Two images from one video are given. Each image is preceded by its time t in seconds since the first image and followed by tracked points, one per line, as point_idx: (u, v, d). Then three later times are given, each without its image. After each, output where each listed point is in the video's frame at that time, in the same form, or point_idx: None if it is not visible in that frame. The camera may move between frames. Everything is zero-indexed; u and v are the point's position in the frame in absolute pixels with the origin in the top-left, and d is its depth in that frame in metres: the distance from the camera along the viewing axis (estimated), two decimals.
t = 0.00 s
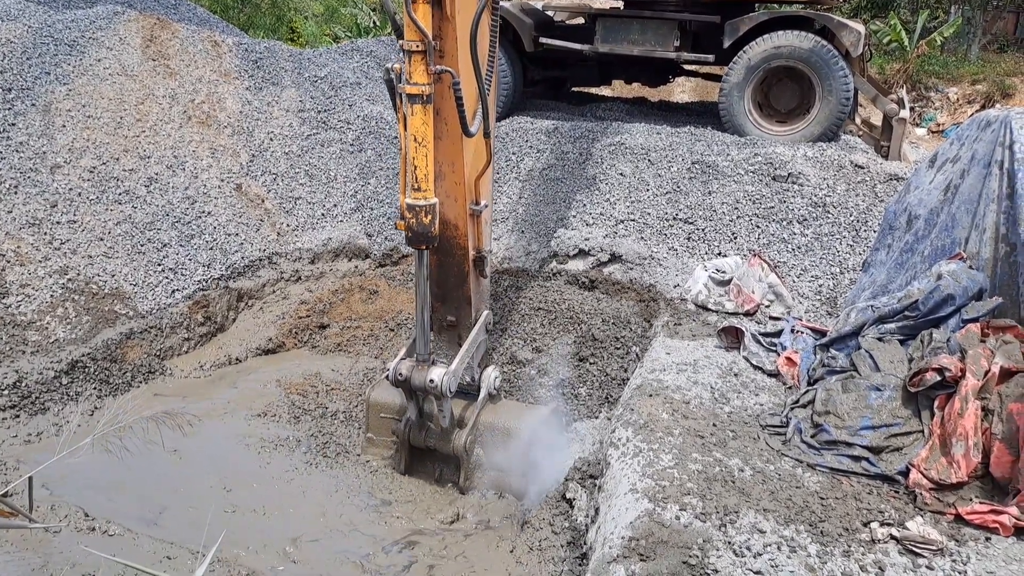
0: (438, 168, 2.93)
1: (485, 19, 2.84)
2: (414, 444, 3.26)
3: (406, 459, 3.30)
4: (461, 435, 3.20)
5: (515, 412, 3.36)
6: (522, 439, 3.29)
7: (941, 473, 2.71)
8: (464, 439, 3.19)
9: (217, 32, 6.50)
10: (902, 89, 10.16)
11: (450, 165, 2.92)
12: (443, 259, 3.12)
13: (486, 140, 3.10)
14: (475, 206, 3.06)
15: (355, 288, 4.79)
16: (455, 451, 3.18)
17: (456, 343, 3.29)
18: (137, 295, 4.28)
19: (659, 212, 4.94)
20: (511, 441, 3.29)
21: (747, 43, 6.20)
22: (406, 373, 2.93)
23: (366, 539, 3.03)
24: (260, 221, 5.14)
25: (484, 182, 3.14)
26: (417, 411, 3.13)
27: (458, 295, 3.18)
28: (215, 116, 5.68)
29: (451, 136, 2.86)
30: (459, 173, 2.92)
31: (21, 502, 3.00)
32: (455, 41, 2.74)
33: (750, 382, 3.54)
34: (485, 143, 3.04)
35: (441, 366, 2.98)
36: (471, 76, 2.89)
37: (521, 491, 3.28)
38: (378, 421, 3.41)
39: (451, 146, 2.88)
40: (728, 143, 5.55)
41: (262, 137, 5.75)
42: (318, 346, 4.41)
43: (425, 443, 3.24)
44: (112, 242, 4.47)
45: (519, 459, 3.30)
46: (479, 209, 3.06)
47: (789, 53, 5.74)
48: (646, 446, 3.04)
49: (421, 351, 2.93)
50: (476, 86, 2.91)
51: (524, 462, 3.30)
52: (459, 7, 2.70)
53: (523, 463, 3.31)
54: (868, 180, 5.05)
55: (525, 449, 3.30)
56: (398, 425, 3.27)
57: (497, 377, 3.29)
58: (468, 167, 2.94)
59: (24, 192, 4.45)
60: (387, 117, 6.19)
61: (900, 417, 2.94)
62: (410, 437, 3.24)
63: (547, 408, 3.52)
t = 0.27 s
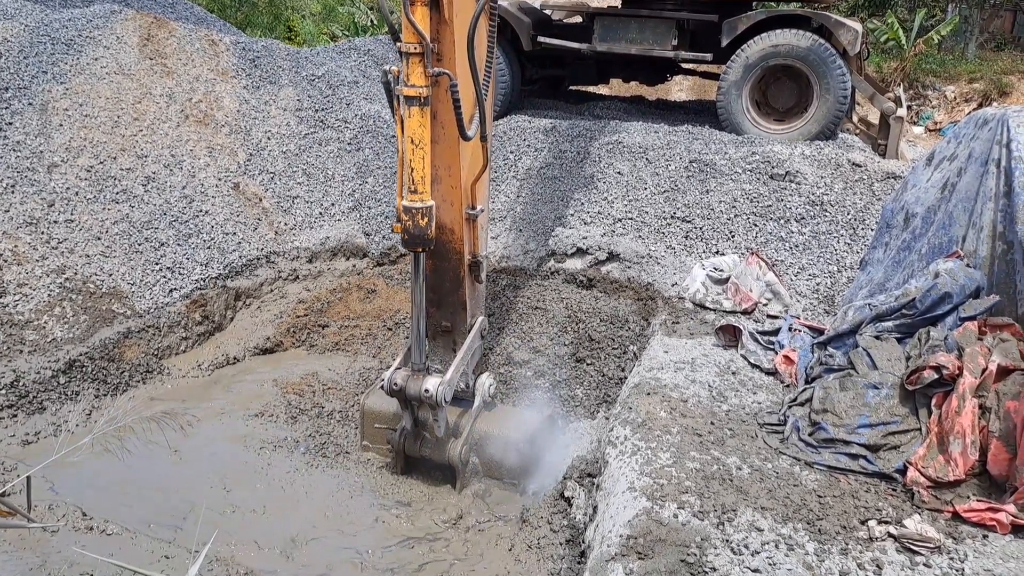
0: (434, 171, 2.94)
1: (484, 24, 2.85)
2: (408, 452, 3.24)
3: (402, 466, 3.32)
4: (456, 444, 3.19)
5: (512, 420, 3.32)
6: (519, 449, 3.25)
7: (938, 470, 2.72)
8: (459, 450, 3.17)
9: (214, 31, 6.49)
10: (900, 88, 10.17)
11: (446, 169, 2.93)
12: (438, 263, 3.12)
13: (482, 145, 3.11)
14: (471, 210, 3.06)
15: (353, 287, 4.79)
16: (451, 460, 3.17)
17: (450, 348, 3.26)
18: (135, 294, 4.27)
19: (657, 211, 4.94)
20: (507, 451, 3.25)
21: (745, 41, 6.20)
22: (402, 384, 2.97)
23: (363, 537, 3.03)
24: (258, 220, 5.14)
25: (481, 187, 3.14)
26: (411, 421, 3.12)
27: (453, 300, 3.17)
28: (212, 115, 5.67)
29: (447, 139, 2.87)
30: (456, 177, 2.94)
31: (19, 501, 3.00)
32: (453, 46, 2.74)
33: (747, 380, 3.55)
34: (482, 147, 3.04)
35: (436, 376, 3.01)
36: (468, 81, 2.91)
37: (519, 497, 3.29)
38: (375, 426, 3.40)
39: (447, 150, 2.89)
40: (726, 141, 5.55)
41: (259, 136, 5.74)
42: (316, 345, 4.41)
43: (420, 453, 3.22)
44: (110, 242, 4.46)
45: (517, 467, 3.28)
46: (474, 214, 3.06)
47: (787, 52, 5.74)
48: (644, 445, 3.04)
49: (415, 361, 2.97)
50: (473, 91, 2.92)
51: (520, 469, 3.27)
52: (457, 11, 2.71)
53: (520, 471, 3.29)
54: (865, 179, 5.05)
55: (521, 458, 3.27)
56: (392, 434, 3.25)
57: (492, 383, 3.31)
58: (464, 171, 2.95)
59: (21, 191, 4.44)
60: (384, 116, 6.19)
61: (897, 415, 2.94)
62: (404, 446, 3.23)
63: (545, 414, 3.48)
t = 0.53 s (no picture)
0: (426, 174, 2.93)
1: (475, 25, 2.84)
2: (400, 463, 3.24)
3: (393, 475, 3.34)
4: (448, 454, 3.19)
5: (506, 428, 3.29)
6: (512, 459, 3.21)
7: (935, 468, 2.72)
8: (450, 459, 3.18)
9: (211, 30, 6.48)
10: (897, 86, 10.17)
11: (437, 172, 2.92)
12: (430, 266, 3.11)
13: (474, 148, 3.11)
14: (463, 213, 3.05)
15: (350, 286, 4.79)
16: (443, 470, 3.18)
17: (441, 354, 3.27)
18: (132, 294, 4.26)
19: (654, 209, 4.94)
20: (501, 459, 3.23)
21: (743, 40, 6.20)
22: (393, 394, 2.97)
23: (362, 536, 3.03)
24: (255, 219, 5.13)
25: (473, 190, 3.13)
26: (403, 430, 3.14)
27: (445, 305, 3.17)
28: (210, 114, 5.67)
29: (439, 142, 2.86)
30: (448, 180, 2.93)
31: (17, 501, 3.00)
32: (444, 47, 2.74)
33: (745, 379, 3.55)
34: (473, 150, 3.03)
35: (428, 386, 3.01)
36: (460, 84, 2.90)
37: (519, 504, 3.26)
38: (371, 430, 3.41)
39: (439, 152, 2.88)
40: (723, 140, 5.55)
41: (256, 135, 5.74)
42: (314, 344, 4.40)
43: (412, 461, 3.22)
44: (107, 241, 4.46)
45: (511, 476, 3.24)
46: (466, 217, 3.05)
47: (785, 51, 5.74)
48: (642, 443, 3.05)
49: (406, 372, 2.97)
50: (464, 93, 2.91)
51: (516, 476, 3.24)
52: (448, 13, 2.71)
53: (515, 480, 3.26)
54: (863, 177, 5.06)
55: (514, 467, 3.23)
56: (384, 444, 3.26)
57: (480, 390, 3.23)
58: (455, 174, 2.94)
59: (18, 190, 4.43)
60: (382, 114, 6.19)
61: (895, 413, 2.95)
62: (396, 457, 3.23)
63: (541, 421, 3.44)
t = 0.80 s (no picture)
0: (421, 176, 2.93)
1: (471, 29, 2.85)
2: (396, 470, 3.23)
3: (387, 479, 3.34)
4: (443, 462, 3.18)
5: (504, 435, 3.27)
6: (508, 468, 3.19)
7: (933, 467, 2.73)
8: (445, 469, 3.16)
9: (209, 29, 6.48)
10: (895, 85, 10.19)
11: (433, 174, 2.92)
12: (424, 270, 3.09)
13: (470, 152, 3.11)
14: (458, 217, 3.04)
15: (348, 285, 4.78)
16: (437, 479, 3.17)
17: (435, 359, 3.20)
18: (130, 293, 4.26)
19: (652, 209, 4.94)
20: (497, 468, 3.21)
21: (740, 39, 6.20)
22: (387, 403, 2.94)
23: (360, 535, 3.03)
24: (253, 218, 5.13)
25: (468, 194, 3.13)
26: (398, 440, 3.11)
27: (440, 310, 3.13)
28: (207, 113, 5.66)
29: (434, 144, 2.86)
30: (443, 182, 2.93)
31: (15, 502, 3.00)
32: (441, 49, 2.75)
33: (743, 377, 3.55)
34: (469, 153, 3.04)
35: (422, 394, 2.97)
36: (456, 87, 2.91)
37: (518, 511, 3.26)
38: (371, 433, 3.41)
39: (434, 155, 2.88)
40: (721, 139, 5.55)
41: (254, 134, 5.73)
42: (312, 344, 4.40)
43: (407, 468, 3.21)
44: (105, 240, 4.45)
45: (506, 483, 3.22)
46: (461, 221, 3.04)
47: (783, 50, 5.74)
48: (640, 442, 3.05)
49: (400, 380, 2.94)
50: (461, 96, 2.92)
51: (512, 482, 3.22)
52: (445, 14, 2.72)
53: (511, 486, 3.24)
54: (861, 176, 5.06)
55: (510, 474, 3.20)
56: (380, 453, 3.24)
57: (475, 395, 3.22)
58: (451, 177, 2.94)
59: (15, 189, 4.43)
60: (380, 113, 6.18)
61: (892, 412, 2.95)
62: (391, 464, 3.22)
63: (539, 427, 3.41)
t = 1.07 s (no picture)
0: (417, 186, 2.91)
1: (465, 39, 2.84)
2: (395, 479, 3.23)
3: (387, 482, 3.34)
4: (444, 472, 3.18)
5: (501, 443, 3.23)
6: (506, 475, 3.17)
7: (930, 465, 2.73)
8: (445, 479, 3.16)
9: (206, 28, 6.47)
10: (892, 83, 10.21)
11: (428, 184, 2.91)
12: (419, 279, 3.08)
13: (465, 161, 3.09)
14: (453, 225, 3.03)
15: (346, 285, 4.78)
16: (438, 489, 3.17)
17: (432, 367, 3.19)
18: (128, 293, 4.26)
19: (650, 208, 4.94)
20: (495, 474, 3.19)
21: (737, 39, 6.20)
22: (387, 417, 2.92)
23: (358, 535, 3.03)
24: (251, 217, 5.12)
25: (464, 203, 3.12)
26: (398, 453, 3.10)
27: (435, 317, 3.12)
28: (205, 113, 5.65)
29: (430, 153, 2.84)
30: (438, 191, 2.91)
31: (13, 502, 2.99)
32: (436, 58, 2.74)
33: (741, 376, 3.56)
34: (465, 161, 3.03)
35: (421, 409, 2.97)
36: (451, 96, 2.90)
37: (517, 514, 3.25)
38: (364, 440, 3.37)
39: (430, 164, 2.87)
40: (718, 138, 5.56)
41: (252, 134, 5.73)
42: (310, 343, 4.39)
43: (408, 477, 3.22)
44: (103, 240, 4.45)
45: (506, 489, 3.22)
46: (456, 229, 3.03)
47: (780, 49, 5.73)
48: (637, 441, 3.05)
49: (400, 395, 2.93)
50: (456, 105, 2.91)
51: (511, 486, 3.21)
52: (441, 24, 2.71)
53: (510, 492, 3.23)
54: (858, 174, 5.06)
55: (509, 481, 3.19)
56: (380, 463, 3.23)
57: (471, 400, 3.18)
58: (446, 186, 2.92)
59: (13, 189, 4.43)
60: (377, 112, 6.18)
61: (890, 410, 2.96)
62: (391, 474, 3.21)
63: (535, 431, 3.38)
